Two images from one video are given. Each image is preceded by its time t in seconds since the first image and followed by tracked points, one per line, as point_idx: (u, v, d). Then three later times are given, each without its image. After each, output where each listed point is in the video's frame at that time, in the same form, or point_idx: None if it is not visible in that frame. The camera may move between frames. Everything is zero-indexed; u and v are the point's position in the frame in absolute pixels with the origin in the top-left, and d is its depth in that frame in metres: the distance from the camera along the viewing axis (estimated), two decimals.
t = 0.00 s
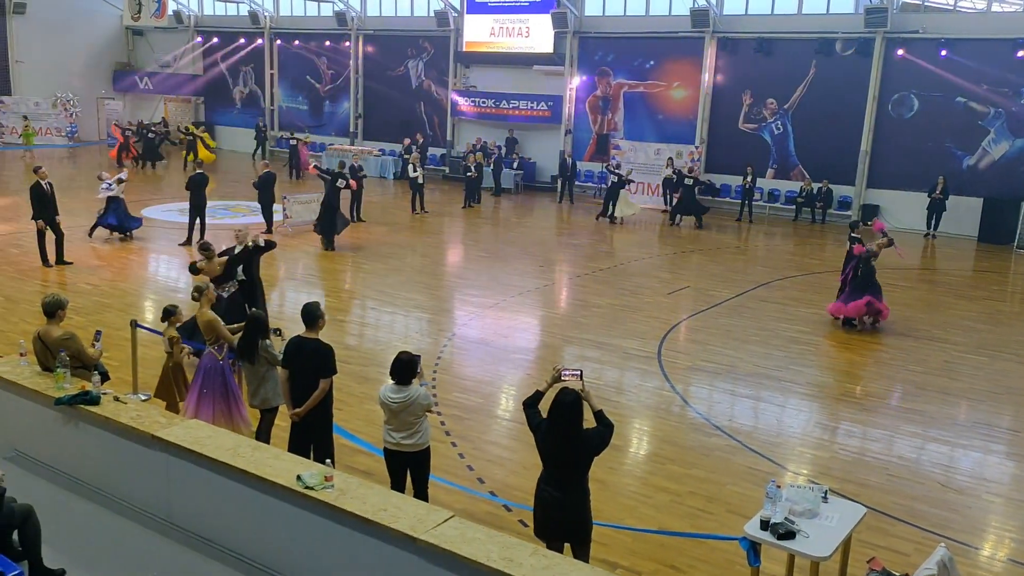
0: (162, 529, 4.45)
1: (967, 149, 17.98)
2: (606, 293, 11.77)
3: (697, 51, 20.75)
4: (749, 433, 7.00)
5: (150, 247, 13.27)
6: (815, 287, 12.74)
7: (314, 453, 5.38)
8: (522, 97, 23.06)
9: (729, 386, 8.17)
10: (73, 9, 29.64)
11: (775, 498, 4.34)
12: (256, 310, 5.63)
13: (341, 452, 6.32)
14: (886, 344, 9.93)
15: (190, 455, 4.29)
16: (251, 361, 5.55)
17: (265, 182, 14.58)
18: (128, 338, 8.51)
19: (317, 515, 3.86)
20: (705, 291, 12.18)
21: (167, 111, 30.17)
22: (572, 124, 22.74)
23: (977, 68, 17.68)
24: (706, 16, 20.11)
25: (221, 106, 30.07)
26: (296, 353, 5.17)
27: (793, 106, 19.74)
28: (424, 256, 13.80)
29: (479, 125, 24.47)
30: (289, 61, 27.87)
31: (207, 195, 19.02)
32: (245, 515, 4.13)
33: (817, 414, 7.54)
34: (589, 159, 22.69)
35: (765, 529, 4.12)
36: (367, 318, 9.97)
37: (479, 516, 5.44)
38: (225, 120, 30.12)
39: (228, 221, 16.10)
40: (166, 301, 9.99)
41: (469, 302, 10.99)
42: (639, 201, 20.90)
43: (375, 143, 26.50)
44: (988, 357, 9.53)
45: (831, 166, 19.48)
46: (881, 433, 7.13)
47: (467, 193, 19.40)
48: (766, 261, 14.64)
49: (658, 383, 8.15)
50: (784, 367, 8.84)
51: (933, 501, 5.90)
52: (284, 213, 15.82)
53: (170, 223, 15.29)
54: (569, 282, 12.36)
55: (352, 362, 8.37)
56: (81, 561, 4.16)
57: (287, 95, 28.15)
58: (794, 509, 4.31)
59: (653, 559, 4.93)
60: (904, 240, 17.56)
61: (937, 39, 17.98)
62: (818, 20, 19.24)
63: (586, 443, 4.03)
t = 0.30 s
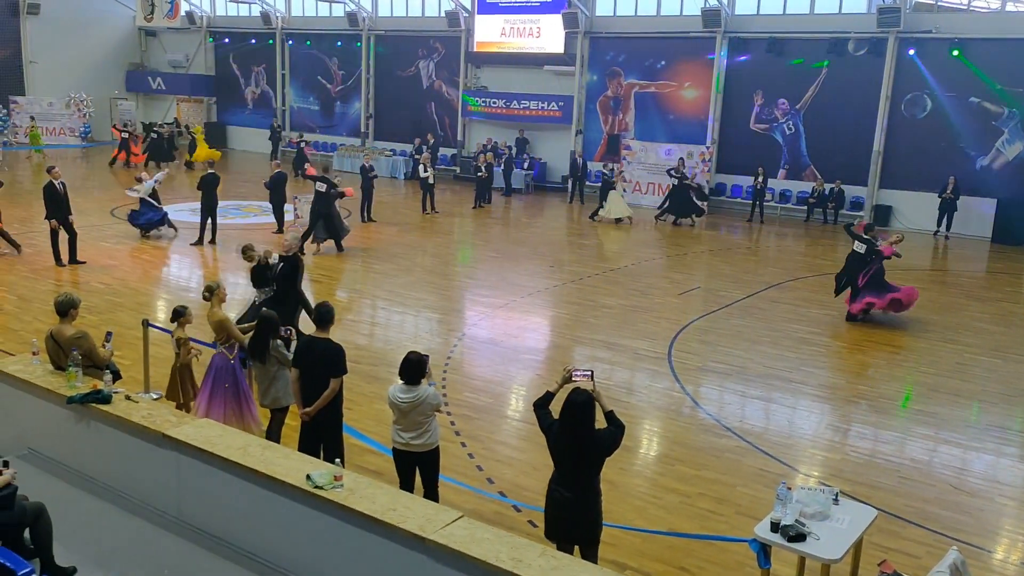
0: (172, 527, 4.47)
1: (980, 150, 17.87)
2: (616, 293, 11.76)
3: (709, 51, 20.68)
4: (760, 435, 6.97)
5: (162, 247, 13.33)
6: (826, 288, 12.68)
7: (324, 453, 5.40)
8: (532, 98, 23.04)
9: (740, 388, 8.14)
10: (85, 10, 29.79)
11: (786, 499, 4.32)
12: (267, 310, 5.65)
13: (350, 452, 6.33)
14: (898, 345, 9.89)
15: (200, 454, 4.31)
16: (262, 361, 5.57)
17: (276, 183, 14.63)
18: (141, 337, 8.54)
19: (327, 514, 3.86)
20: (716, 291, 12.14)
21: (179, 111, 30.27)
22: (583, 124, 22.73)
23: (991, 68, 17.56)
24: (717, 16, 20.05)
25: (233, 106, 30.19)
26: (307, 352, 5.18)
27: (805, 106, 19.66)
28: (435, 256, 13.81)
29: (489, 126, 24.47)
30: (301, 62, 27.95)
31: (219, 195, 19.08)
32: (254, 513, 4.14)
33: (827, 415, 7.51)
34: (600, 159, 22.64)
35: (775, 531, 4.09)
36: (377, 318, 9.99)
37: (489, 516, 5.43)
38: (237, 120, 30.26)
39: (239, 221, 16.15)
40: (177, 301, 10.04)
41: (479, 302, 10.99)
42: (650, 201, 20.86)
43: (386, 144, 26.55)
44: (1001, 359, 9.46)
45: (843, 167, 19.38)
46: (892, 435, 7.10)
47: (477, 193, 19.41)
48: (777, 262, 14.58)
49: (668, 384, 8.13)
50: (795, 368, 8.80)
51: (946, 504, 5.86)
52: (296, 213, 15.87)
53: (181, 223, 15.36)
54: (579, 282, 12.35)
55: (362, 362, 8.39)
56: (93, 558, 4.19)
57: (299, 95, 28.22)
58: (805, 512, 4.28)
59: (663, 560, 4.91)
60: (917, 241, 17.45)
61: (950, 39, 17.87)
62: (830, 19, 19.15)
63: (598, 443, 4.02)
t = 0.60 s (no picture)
0: (179, 527, 4.48)
1: (990, 150, 17.77)
2: (624, 294, 11.75)
3: (717, 51, 20.63)
4: (767, 436, 6.95)
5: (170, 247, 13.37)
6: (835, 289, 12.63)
7: (331, 453, 5.40)
8: (540, 98, 23.02)
9: (748, 388, 8.11)
10: (95, 11, 29.91)
11: (793, 501, 4.29)
12: (274, 310, 5.65)
13: (357, 452, 6.33)
14: (906, 346, 9.85)
15: (206, 454, 4.31)
16: (269, 361, 5.58)
17: (284, 183, 14.65)
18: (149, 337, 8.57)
19: (333, 514, 3.86)
20: (724, 292, 12.11)
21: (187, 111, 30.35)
22: (590, 124, 22.72)
23: (1001, 67, 17.46)
24: (725, 16, 20.02)
25: (242, 106, 30.28)
26: (315, 352, 5.19)
27: (814, 107, 19.60)
28: (442, 256, 13.81)
29: (497, 126, 24.47)
30: (309, 62, 28.01)
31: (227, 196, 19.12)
32: (261, 513, 4.14)
33: (836, 416, 7.48)
34: (607, 159, 22.62)
35: (783, 533, 4.07)
36: (385, 318, 10.00)
37: (496, 517, 5.43)
38: (246, 120, 30.35)
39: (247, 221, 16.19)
40: (184, 300, 10.06)
41: (486, 302, 10.99)
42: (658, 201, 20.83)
43: (394, 144, 26.59)
44: (1010, 360, 9.41)
45: (852, 167, 19.31)
46: (900, 437, 7.06)
47: (485, 193, 19.42)
48: (785, 262, 14.57)
49: (676, 385, 8.11)
50: (803, 369, 8.77)
51: (955, 506, 5.83)
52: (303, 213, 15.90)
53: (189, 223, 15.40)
54: (587, 282, 12.34)
55: (369, 362, 8.39)
56: (101, 557, 4.19)
57: (307, 96, 28.27)
58: (813, 513, 4.25)
59: (669, 562, 4.90)
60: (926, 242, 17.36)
61: (959, 39, 17.78)
62: (839, 19, 19.10)
63: (609, 445, 4.01)
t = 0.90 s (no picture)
0: (184, 526, 4.49)
1: (996, 150, 17.70)
2: (629, 294, 11.74)
3: (722, 51, 20.59)
4: (773, 436, 6.94)
5: (176, 246, 13.41)
6: (840, 289, 12.59)
7: (336, 453, 5.40)
8: (545, 97, 23.00)
9: (753, 388, 8.10)
10: (101, 11, 29.99)
11: (798, 502, 4.28)
12: (280, 310, 5.66)
13: (362, 452, 6.32)
14: (912, 346, 9.83)
15: (211, 453, 4.32)
16: (275, 361, 5.58)
17: (290, 183, 14.71)
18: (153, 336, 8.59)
19: (337, 514, 3.86)
20: (729, 292, 12.10)
21: (193, 111, 30.42)
22: (595, 124, 22.70)
23: (1008, 67, 17.39)
24: (731, 15, 19.99)
25: (247, 106, 30.33)
26: (321, 352, 5.19)
27: (819, 106, 19.56)
28: (447, 256, 13.81)
29: (502, 126, 24.46)
30: (314, 63, 28.03)
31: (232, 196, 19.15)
32: (265, 512, 4.15)
33: (841, 417, 7.46)
34: (612, 159, 22.60)
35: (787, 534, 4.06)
36: (389, 317, 10.01)
37: (501, 517, 5.42)
38: (251, 120, 30.40)
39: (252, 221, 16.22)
40: (190, 300, 10.08)
41: (491, 302, 10.99)
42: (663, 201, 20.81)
43: (399, 144, 26.61)
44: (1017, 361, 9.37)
45: (858, 167, 19.27)
46: (906, 437, 7.04)
47: (490, 193, 19.42)
48: (790, 262, 14.54)
49: (680, 385, 8.10)
50: (808, 369, 8.75)
51: (960, 507, 5.81)
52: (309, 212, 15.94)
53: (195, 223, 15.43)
54: (592, 282, 12.34)
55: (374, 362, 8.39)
56: (105, 557, 4.20)
57: (312, 96, 28.28)
58: (818, 514, 4.23)
59: (674, 562, 4.89)
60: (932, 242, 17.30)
61: (966, 39, 17.72)
62: (844, 19, 19.05)
63: (617, 446, 4.01)
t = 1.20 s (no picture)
0: (186, 526, 4.49)
1: (1001, 150, 17.66)
2: (632, 294, 11.73)
3: (726, 51, 20.57)
4: (776, 436, 6.93)
5: (179, 246, 13.43)
6: (844, 289, 12.56)
7: (340, 452, 5.40)
8: (548, 97, 22.99)
9: (756, 389, 8.09)
10: (105, 11, 30.06)
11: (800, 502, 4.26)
12: (283, 309, 5.66)
13: (365, 452, 6.32)
14: (916, 346, 9.81)
15: (212, 453, 4.32)
16: (278, 360, 5.58)
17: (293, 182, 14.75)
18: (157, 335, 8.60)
19: (339, 513, 3.86)
20: (732, 292, 12.07)
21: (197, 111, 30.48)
22: (599, 124, 22.68)
23: (1013, 67, 17.34)
24: (734, 15, 19.95)
25: (250, 106, 30.35)
26: (324, 352, 5.19)
27: (823, 106, 19.52)
28: (450, 256, 13.80)
29: (505, 126, 24.46)
30: (317, 62, 28.05)
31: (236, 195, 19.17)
32: (267, 511, 4.15)
33: (845, 417, 7.44)
34: (615, 159, 22.58)
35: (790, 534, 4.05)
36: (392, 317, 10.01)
37: (503, 517, 5.42)
38: (254, 120, 30.42)
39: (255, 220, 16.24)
40: (193, 300, 10.09)
41: (494, 302, 10.98)
42: (667, 201, 20.79)
43: (403, 144, 26.61)
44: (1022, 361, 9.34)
45: (862, 167, 19.23)
46: (911, 438, 7.02)
47: (493, 193, 19.41)
48: (793, 262, 14.52)
49: (683, 385, 8.09)
50: (812, 370, 8.74)
51: (964, 508, 5.79)
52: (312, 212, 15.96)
53: (198, 223, 15.44)
54: (595, 282, 12.32)
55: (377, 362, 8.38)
56: (107, 556, 4.20)
57: (315, 95, 28.29)
58: (821, 515, 4.22)
59: (677, 562, 4.88)
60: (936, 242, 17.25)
61: (971, 38, 17.68)
62: (848, 18, 19.01)
63: (622, 447, 4.00)
